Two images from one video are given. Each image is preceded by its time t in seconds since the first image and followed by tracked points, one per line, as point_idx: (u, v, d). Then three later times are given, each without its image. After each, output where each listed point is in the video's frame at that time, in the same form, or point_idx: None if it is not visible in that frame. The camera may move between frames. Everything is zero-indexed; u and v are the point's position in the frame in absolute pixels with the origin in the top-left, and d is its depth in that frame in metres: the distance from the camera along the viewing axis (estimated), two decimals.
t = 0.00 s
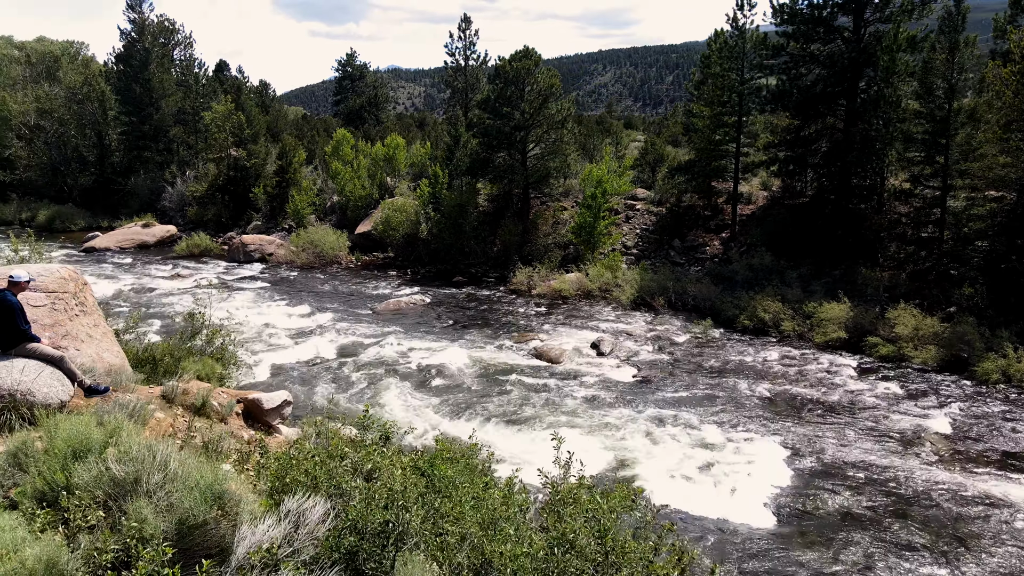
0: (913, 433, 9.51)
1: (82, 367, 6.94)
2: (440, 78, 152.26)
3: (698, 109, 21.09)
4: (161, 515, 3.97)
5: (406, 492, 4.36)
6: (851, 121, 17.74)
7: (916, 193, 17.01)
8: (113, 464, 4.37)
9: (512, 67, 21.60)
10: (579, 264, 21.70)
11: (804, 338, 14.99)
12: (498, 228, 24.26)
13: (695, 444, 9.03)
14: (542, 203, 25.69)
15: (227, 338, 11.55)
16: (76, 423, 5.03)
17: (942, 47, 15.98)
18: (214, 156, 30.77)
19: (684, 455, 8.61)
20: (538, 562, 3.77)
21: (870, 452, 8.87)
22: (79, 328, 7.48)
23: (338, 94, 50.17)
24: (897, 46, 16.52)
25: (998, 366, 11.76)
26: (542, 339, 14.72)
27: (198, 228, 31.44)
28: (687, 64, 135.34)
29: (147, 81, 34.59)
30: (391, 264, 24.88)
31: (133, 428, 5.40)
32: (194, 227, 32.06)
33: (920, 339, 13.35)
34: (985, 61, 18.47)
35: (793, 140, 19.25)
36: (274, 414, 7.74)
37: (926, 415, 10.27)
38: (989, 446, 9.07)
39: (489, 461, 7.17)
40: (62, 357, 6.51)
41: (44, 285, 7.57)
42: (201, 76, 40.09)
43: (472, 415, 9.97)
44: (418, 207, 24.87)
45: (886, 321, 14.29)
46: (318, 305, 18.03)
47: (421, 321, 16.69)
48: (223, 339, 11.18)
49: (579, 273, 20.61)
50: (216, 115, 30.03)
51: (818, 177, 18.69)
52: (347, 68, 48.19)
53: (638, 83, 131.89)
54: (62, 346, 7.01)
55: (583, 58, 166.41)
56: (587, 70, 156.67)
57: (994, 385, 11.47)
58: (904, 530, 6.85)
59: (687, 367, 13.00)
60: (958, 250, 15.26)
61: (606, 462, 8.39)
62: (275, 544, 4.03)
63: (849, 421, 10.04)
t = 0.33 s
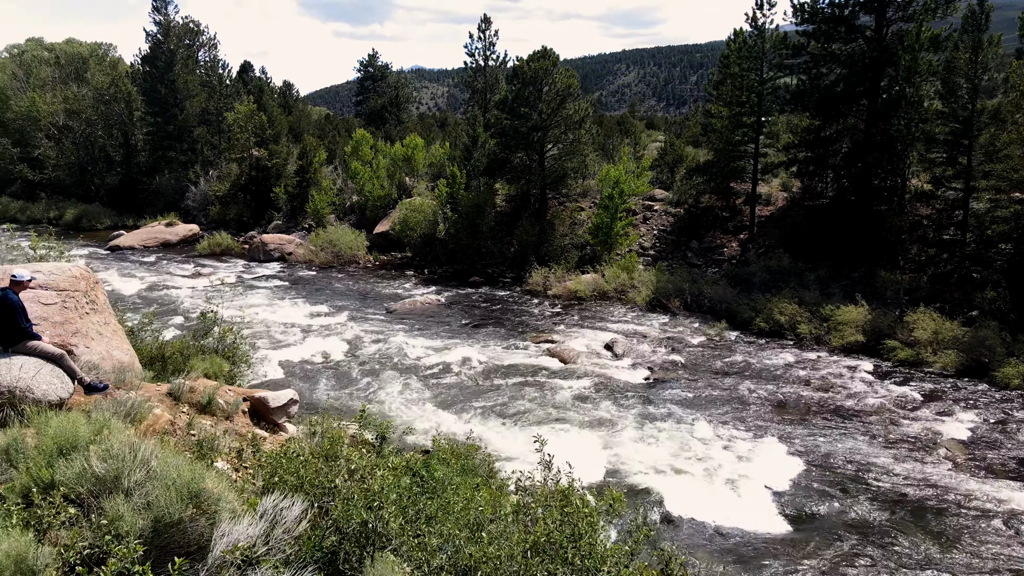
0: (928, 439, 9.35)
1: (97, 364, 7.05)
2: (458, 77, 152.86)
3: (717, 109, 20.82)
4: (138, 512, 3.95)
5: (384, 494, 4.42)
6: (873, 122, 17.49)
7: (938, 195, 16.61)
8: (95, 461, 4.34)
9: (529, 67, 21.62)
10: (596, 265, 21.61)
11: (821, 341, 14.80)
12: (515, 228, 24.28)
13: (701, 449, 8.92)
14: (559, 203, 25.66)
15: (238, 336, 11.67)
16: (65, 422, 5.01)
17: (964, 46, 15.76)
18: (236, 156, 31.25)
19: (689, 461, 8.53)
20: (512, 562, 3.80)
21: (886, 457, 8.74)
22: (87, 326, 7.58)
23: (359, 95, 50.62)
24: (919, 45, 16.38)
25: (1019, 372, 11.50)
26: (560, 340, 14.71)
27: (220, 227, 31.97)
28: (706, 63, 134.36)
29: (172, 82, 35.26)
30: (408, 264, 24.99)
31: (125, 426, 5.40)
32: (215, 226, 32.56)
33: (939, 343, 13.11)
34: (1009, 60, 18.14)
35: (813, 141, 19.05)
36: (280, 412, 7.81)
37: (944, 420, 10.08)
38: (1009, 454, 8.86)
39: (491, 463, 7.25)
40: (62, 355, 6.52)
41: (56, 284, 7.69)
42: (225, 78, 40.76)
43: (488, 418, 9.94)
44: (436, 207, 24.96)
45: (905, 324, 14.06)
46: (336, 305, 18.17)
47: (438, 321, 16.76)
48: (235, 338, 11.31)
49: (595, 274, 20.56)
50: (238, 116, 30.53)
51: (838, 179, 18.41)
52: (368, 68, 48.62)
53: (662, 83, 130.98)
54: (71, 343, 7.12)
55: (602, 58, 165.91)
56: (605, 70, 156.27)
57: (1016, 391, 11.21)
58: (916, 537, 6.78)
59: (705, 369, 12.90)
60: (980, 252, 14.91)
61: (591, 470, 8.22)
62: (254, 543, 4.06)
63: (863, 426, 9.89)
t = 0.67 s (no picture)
0: (943, 446, 9.17)
1: (103, 362, 7.16)
2: (476, 77, 153.34)
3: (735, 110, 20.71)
4: (113, 511, 3.95)
5: (358, 495, 4.50)
6: (894, 122, 17.27)
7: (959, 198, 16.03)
8: (73, 460, 4.33)
9: (547, 67, 21.67)
10: (612, 265, 21.54)
11: (837, 344, 14.60)
12: (532, 229, 24.33)
13: (706, 454, 8.79)
14: (575, 203, 25.61)
15: (250, 335, 11.78)
16: (49, 420, 5.00)
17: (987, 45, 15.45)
18: (258, 156, 31.72)
19: (693, 464, 8.43)
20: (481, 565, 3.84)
21: (900, 463, 8.60)
22: (95, 325, 7.68)
23: (381, 95, 51.03)
24: (941, 44, 16.19)
25: None
26: (576, 342, 14.68)
27: (241, 226, 32.45)
28: (726, 63, 133.42)
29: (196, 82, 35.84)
30: (425, 264, 25.08)
31: (111, 424, 5.41)
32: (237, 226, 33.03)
33: (958, 348, 12.85)
34: None
35: (833, 141, 18.88)
36: (284, 412, 7.86)
37: (961, 427, 9.87)
38: None
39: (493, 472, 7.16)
40: (60, 354, 6.51)
41: (66, 283, 7.84)
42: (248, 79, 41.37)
43: (503, 420, 9.89)
44: (453, 207, 25.03)
45: (923, 329, 13.80)
46: (353, 304, 18.26)
47: (452, 320, 16.87)
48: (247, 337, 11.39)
49: (611, 275, 20.47)
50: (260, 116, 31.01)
51: (858, 181, 18.25)
52: (389, 68, 49.02)
53: (686, 84, 130.07)
54: (79, 341, 7.24)
55: (622, 59, 165.40)
56: (623, 70, 155.87)
57: None
58: (928, 545, 6.66)
59: (721, 372, 12.79)
60: (1004, 255, 14.36)
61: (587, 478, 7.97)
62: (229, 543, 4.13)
63: (876, 432, 9.73)
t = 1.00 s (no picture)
0: (965, 454, 8.92)
1: (114, 358, 7.34)
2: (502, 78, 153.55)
3: (759, 111, 21.01)
4: (92, 508, 4.02)
5: (337, 497, 4.58)
6: (920, 122, 16.88)
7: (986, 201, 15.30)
8: (56, 458, 4.40)
9: (568, 68, 21.64)
10: (632, 267, 21.37)
11: (859, 348, 14.35)
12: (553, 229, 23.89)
13: (712, 456, 8.72)
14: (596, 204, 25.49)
15: (264, 333, 11.88)
16: (38, 417, 5.08)
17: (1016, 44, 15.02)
18: (285, 156, 32.40)
19: (700, 468, 8.33)
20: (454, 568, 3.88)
21: (919, 471, 8.40)
22: (108, 322, 7.84)
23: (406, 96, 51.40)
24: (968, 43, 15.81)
25: None
26: (596, 342, 14.64)
27: (266, 225, 33.02)
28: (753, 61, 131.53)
29: (223, 83, 36.54)
30: (446, 263, 25.19)
31: (100, 422, 5.49)
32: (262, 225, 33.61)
33: (984, 354, 12.50)
34: None
35: (856, 142, 18.28)
36: (292, 410, 7.96)
37: (985, 435, 9.59)
38: None
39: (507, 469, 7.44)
40: (63, 351, 6.59)
41: (80, 282, 8.01)
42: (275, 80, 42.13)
43: (523, 420, 9.90)
44: (475, 208, 25.16)
45: (947, 334, 13.46)
46: (373, 305, 18.28)
47: (469, 319, 17.07)
48: (260, 336, 11.47)
49: (630, 277, 20.33)
50: (286, 117, 31.68)
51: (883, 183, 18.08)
52: (414, 69, 49.36)
53: (714, 83, 128.60)
54: (92, 338, 7.42)
55: (646, 59, 164.29)
56: (647, 71, 154.81)
57: None
58: (942, 557, 6.48)
59: (742, 375, 12.65)
60: None
61: (573, 481, 7.90)
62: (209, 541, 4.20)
63: (896, 439, 9.49)
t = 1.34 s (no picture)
0: (993, 464, 8.59)
1: (129, 355, 7.52)
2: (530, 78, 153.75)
3: (788, 110, 20.91)
4: (75, 504, 4.10)
5: (318, 497, 4.68)
6: (954, 122, 16.27)
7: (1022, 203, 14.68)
8: (43, 456, 4.48)
9: (594, 68, 21.53)
10: (657, 268, 21.07)
11: (886, 354, 13.99)
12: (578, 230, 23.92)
13: (724, 461, 8.58)
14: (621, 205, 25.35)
15: (282, 333, 11.93)
16: (32, 413, 5.19)
17: None
18: (316, 157, 32.99)
19: (709, 474, 8.19)
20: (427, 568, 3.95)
21: (944, 481, 8.12)
22: (125, 320, 8.04)
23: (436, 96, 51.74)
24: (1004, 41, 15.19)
25: None
26: (621, 344, 14.56)
27: (296, 225, 33.64)
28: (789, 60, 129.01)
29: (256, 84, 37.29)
30: (472, 263, 25.27)
31: (93, 418, 5.63)
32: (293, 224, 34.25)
33: (1017, 361, 12.03)
34: None
35: (888, 142, 17.75)
36: (303, 408, 8.03)
37: (1015, 446, 9.23)
38: None
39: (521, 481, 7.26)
40: (71, 349, 6.76)
41: (99, 279, 8.23)
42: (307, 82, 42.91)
43: (548, 420, 9.89)
44: (501, 208, 25.22)
45: (978, 340, 13.01)
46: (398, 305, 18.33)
47: (493, 320, 17.06)
48: (276, 335, 11.45)
49: (655, 278, 20.13)
50: (317, 117, 32.29)
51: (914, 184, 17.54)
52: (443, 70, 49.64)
53: (748, 83, 126.54)
54: (110, 335, 7.63)
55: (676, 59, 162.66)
56: (677, 71, 153.06)
57: None
58: (965, 570, 6.24)
59: (767, 379, 12.44)
60: None
61: (580, 485, 7.80)
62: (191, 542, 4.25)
63: (919, 447, 9.21)
